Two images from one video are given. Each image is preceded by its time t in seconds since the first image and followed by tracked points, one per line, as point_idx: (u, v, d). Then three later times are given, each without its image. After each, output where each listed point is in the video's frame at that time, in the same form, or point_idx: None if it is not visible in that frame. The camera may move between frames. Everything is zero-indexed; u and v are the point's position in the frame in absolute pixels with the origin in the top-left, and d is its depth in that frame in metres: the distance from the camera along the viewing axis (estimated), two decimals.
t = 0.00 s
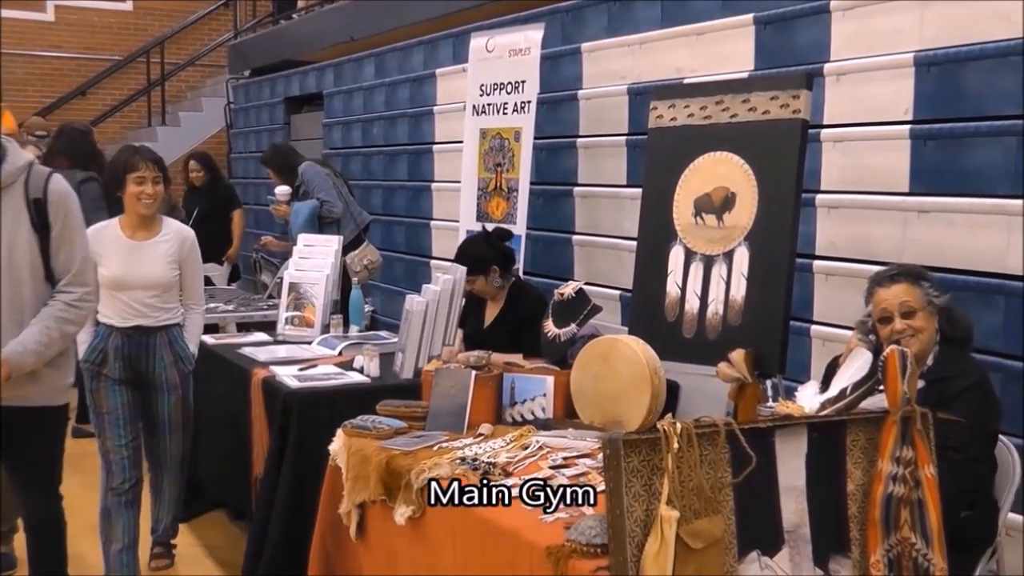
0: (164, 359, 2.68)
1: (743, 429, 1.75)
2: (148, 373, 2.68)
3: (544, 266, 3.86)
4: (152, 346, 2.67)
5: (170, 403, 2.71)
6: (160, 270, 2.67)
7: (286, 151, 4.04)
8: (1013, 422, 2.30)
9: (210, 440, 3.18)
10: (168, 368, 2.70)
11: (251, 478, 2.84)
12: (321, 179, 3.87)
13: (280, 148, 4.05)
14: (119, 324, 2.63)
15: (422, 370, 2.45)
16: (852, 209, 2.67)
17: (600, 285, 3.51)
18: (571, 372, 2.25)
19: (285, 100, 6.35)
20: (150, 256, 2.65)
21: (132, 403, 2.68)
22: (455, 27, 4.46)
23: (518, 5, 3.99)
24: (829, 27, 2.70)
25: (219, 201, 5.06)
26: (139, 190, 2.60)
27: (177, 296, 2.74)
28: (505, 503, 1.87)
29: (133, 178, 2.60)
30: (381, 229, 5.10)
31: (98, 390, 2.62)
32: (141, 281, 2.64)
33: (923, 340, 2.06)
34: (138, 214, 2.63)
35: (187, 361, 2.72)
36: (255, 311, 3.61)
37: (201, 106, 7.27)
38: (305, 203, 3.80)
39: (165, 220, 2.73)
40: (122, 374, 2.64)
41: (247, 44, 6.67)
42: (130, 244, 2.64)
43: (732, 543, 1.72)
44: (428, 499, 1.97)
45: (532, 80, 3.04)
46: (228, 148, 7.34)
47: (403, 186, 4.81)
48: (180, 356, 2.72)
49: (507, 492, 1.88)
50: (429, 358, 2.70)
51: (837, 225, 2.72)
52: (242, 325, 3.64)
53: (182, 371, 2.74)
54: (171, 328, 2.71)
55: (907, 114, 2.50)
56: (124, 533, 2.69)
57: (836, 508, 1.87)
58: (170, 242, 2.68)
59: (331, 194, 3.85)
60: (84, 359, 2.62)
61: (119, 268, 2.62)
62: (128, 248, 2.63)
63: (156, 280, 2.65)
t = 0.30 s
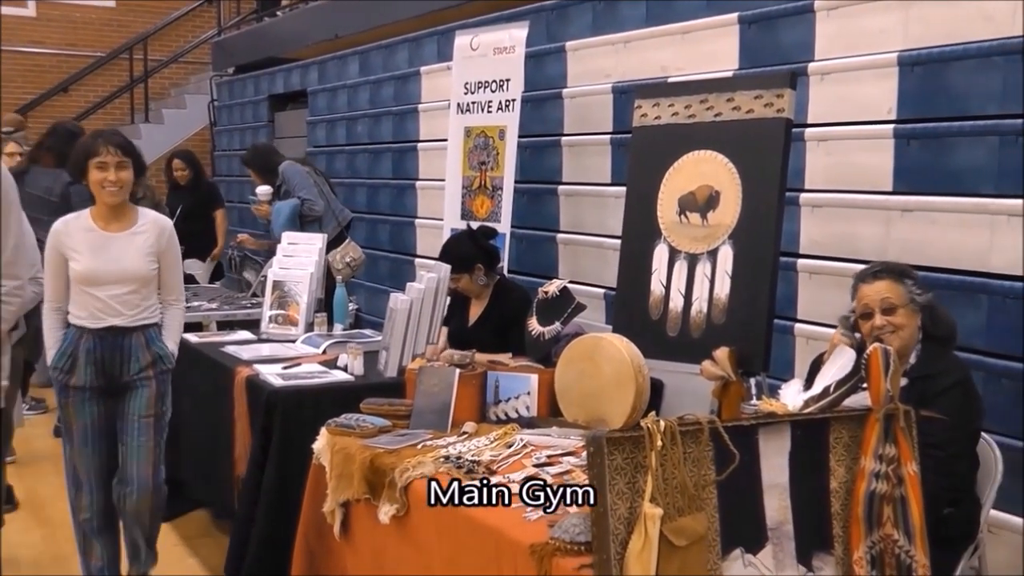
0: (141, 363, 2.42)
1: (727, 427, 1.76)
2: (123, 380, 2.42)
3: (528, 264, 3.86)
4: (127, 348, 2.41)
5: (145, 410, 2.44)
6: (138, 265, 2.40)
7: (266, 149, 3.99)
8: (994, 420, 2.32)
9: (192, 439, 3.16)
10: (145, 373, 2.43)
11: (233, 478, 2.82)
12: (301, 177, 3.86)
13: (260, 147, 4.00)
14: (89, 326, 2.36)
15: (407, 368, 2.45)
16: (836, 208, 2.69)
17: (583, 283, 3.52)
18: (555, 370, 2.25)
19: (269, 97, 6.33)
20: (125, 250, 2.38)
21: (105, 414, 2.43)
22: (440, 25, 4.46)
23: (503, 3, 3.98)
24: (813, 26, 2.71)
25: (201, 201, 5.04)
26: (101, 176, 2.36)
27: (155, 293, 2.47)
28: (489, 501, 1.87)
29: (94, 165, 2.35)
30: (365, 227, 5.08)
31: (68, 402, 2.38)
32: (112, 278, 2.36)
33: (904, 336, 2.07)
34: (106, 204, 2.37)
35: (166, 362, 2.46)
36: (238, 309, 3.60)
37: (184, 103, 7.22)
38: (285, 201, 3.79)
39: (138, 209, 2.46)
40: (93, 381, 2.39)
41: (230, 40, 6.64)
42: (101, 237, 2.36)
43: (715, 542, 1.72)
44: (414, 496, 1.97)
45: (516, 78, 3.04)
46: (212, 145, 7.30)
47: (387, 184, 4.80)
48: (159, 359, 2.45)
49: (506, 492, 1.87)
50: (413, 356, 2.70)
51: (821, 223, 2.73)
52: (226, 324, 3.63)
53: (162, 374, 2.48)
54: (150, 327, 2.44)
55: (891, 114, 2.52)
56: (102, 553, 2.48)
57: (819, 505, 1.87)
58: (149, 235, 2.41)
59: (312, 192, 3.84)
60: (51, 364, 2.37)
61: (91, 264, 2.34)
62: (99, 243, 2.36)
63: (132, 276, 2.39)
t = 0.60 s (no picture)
0: (129, 390, 2.30)
1: (711, 425, 1.76)
2: (109, 409, 2.30)
3: (513, 263, 3.86)
4: (113, 373, 2.28)
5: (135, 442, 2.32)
6: (130, 285, 2.27)
7: (244, 149, 3.95)
8: (976, 419, 2.34)
9: (173, 437, 3.14)
10: (134, 400, 2.31)
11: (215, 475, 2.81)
12: (282, 175, 3.85)
13: (239, 147, 3.96)
14: (72, 351, 2.21)
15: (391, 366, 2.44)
16: (820, 207, 2.69)
17: (568, 282, 3.52)
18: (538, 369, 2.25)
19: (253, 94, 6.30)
20: (116, 268, 2.24)
21: (93, 447, 2.31)
22: (426, 23, 4.45)
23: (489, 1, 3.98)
24: (798, 26, 2.72)
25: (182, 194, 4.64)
26: (85, 185, 2.21)
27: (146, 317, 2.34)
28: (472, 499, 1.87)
29: (76, 172, 2.19)
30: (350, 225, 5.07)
31: (49, 438, 2.22)
32: (103, 297, 2.23)
33: (887, 331, 2.10)
34: (93, 216, 2.23)
35: (155, 387, 2.33)
36: (222, 306, 3.58)
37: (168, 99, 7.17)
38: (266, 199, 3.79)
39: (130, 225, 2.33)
40: (77, 412, 2.24)
41: (214, 36, 6.59)
42: (90, 253, 2.22)
43: (699, 539, 1.73)
44: (398, 495, 1.97)
45: (503, 76, 3.03)
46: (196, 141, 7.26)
47: (372, 181, 4.79)
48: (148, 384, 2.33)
49: (507, 492, 1.85)
50: (399, 353, 2.67)
51: (806, 223, 2.74)
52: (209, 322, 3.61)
53: (150, 401, 2.35)
54: (138, 351, 2.31)
55: (875, 114, 2.53)
56: None
57: (802, 502, 1.88)
58: (142, 251, 2.29)
59: (293, 189, 3.83)
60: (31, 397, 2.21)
61: (81, 283, 2.20)
62: (90, 258, 2.22)
63: (123, 296, 2.26)
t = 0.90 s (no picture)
0: (105, 402, 2.16)
1: (694, 423, 1.77)
2: (83, 420, 2.17)
3: (497, 260, 3.87)
4: (89, 384, 2.15)
5: (115, 456, 2.21)
6: (103, 282, 2.14)
7: (228, 148, 3.95)
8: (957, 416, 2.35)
9: (157, 435, 3.12)
10: (111, 412, 2.18)
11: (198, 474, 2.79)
12: (265, 173, 3.84)
13: (223, 147, 3.96)
14: (42, 355, 2.12)
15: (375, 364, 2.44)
16: (803, 206, 2.71)
17: (551, 280, 3.53)
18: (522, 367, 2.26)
19: (237, 92, 6.28)
20: (86, 262, 2.12)
21: (65, 457, 2.20)
22: (410, 20, 4.44)
23: None
24: (782, 26, 2.73)
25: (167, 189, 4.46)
26: (50, 173, 2.10)
27: (127, 316, 2.22)
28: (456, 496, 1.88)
29: (42, 160, 2.07)
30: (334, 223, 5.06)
31: (15, 438, 2.14)
32: (73, 297, 2.11)
33: (872, 328, 2.10)
34: (63, 208, 2.11)
35: (135, 401, 2.21)
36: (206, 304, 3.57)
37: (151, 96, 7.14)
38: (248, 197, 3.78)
39: (107, 216, 2.20)
40: (46, 419, 2.14)
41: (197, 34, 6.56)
42: (59, 248, 2.10)
43: (683, 537, 1.74)
44: (382, 493, 1.97)
45: (486, 74, 3.03)
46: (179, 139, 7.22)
47: (356, 179, 4.78)
48: (128, 396, 2.20)
49: (506, 493, 1.86)
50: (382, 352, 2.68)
51: (790, 221, 2.75)
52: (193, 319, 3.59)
53: (132, 417, 2.23)
54: (116, 358, 2.18)
55: (859, 113, 2.54)
56: None
57: (785, 499, 1.89)
58: (116, 244, 2.16)
59: (276, 187, 3.82)
60: None
61: (47, 281, 2.09)
62: (58, 255, 2.10)
63: (96, 295, 2.13)
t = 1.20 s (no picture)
0: (52, 439, 1.86)
1: (677, 420, 1.78)
2: (26, 463, 1.86)
3: (480, 259, 3.87)
4: (31, 418, 1.84)
5: (66, 499, 1.91)
6: (46, 303, 1.81)
7: (210, 147, 3.93)
8: (939, 412, 2.37)
9: (141, 435, 3.11)
10: (58, 451, 1.88)
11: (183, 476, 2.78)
12: (246, 173, 3.83)
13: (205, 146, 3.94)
14: None
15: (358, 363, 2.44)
16: (786, 204, 2.72)
17: (534, 278, 3.53)
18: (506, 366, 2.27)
19: (220, 90, 6.26)
20: (25, 279, 1.79)
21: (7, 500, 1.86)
22: (393, 19, 4.44)
23: None
24: (764, 24, 2.74)
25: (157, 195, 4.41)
26: None
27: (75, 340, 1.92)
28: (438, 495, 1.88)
29: None
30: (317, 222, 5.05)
31: None
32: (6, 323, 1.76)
33: (857, 323, 2.12)
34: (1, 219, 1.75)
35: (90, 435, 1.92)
36: (189, 304, 3.56)
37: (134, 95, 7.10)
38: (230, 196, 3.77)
39: (48, 226, 1.85)
40: None
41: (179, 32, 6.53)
42: None
43: (666, 534, 1.75)
44: (365, 492, 1.98)
45: (469, 72, 3.03)
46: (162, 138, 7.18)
47: (339, 178, 4.77)
48: (77, 433, 1.91)
49: (507, 492, 1.86)
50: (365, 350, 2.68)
51: (772, 219, 2.76)
52: (176, 318, 3.58)
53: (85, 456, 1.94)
54: (65, 391, 1.88)
55: (841, 111, 2.55)
56: None
57: (768, 496, 1.89)
58: (58, 258, 1.84)
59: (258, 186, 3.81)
60: None
61: None
62: None
63: (36, 318, 1.80)
